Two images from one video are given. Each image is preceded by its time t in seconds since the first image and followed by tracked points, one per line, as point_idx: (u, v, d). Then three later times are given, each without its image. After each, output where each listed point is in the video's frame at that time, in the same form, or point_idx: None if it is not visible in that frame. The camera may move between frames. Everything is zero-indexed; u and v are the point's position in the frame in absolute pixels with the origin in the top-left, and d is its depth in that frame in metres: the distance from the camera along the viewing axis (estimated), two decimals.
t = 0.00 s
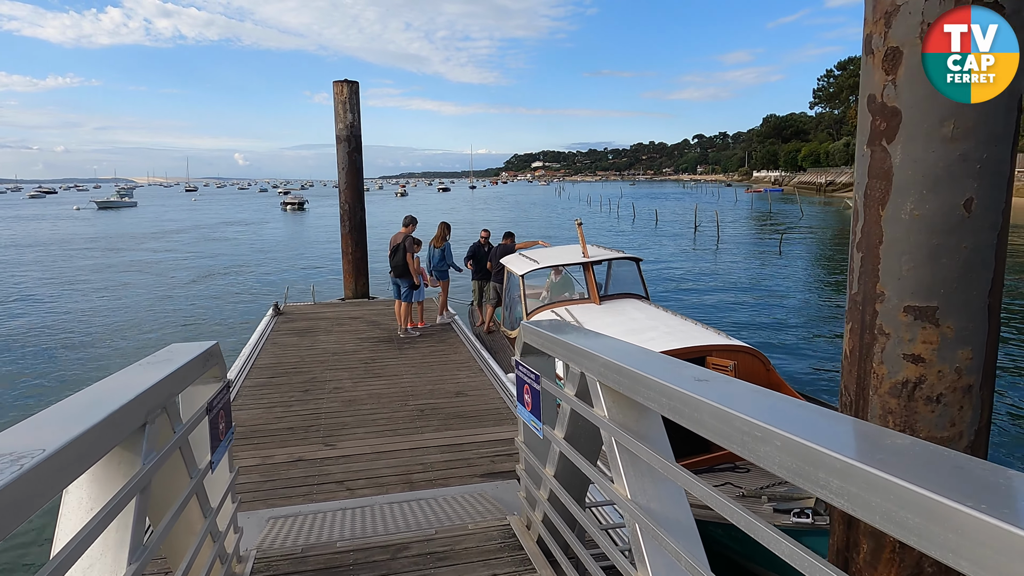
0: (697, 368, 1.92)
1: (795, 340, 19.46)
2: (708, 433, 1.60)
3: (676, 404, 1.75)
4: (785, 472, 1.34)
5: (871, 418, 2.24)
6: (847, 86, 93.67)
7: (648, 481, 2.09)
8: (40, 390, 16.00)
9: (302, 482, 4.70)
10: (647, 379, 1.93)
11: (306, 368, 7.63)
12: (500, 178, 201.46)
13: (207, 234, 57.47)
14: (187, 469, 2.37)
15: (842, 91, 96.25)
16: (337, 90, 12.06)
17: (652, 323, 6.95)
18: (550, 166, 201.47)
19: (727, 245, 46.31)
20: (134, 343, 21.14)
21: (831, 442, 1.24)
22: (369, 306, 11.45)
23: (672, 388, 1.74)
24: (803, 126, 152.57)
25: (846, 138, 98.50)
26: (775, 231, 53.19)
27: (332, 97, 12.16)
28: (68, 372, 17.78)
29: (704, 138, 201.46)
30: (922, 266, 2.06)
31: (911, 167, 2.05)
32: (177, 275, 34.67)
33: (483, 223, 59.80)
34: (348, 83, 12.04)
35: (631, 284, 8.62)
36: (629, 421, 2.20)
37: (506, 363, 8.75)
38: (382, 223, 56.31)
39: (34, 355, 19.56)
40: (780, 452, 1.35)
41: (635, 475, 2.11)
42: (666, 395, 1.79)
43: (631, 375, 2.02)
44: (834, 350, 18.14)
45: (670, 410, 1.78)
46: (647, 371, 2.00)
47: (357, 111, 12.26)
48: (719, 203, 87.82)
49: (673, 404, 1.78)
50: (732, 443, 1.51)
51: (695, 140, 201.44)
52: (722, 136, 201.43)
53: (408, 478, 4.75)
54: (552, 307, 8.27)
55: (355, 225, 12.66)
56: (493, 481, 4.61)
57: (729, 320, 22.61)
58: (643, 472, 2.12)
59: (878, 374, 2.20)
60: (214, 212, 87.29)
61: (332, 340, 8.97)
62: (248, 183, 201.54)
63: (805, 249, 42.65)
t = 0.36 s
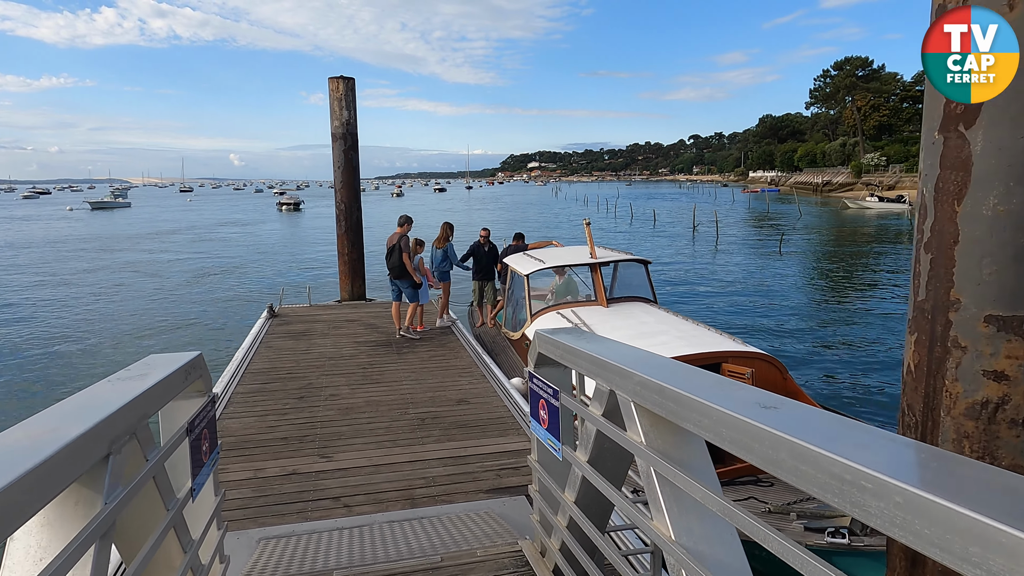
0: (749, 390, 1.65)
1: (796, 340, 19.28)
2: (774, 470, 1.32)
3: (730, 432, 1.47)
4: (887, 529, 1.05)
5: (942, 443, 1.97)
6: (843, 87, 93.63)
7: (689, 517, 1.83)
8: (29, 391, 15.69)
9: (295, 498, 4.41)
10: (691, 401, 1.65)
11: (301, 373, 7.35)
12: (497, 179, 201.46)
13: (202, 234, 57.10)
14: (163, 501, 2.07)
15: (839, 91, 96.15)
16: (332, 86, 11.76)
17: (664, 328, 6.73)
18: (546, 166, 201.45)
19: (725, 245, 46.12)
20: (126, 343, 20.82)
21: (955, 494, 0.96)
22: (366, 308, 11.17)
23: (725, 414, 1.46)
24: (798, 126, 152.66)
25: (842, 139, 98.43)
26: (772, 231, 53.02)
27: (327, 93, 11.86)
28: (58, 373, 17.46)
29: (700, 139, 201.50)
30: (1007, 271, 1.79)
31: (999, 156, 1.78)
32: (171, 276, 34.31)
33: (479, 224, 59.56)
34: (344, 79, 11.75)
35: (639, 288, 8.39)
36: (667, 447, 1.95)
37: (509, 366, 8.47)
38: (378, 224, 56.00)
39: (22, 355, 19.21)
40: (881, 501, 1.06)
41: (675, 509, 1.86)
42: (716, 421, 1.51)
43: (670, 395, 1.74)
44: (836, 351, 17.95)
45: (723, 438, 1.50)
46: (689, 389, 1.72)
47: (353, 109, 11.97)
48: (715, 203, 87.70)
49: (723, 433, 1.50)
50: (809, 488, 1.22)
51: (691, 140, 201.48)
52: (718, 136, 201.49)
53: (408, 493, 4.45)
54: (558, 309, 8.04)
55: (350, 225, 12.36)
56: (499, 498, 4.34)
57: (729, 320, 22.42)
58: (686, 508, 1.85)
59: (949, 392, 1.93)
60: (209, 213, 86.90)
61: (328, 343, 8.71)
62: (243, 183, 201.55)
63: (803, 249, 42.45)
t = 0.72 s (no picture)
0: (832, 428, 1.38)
1: (796, 340, 19.10)
2: (894, 547, 1.06)
3: (825, 487, 1.20)
4: None
5: None
6: (837, 87, 93.75)
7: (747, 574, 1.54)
8: (16, 394, 15.36)
9: (286, 521, 4.11)
10: (756, 441, 1.38)
11: (294, 382, 7.02)
12: (492, 179, 201.42)
13: (196, 235, 56.68)
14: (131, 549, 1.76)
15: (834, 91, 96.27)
16: (327, 84, 11.46)
17: (675, 334, 6.50)
18: (541, 167, 201.44)
19: (721, 246, 45.97)
20: (117, 344, 20.50)
21: None
22: (362, 312, 10.88)
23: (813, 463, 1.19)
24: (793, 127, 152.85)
25: (837, 139, 98.40)
26: (769, 232, 52.86)
27: (322, 91, 11.56)
28: (46, 374, 17.15)
29: (695, 140, 201.60)
30: None
31: None
32: (164, 277, 33.96)
33: (474, 224, 59.33)
34: (339, 77, 11.45)
35: (646, 292, 8.14)
36: (717, 490, 1.66)
37: (510, 372, 8.19)
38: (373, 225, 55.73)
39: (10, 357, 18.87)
40: None
41: (731, 565, 1.56)
42: (800, 469, 1.24)
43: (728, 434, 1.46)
44: (838, 350, 17.77)
45: (814, 494, 1.23)
46: (752, 424, 1.45)
47: (349, 107, 11.68)
48: (711, 203, 87.62)
49: (811, 483, 1.24)
50: (948, 570, 0.96)
51: (686, 141, 201.63)
52: (713, 137, 201.62)
53: (409, 514, 4.16)
54: (563, 314, 7.78)
55: (346, 226, 12.06)
56: (506, 520, 4.04)
57: (728, 321, 22.23)
58: (745, 564, 1.56)
59: None
60: (203, 214, 86.51)
61: (323, 349, 8.43)
62: (238, 185, 201.27)
63: (799, 250, 42.24)
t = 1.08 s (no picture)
0: (933, 458, 1.06)
1: (797, 339, 18.89)
2: None
3: (933, 537, 0.90)
4: None
5: None
6: (833, 87, 93.76)
7: None
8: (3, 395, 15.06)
9: (271, 539, 3.81)
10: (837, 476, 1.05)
11: (284, 385, 6.75)
12: (488, 179, 201.44)
13: (191, 235, 56.33)
14: None
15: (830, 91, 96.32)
16: (320, 78, 11.17)
17: (682, 335, 6.25)
18: (538, 167, 201.44)
19: (718, 245, 45.81)
20: (109, 344, 20.21)
21: None
22: (356, 312, 10.60)
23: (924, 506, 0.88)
24: (789, 126, 153.18)
25: (833, 138, 98.44)
26: (766, 231, 52.70)
27: (315, 86, 11.26)
28: (35, 375, 16.86)
29: (691, 139, 201.62)
30: None
31: None
32: (158, 277, 33.68)
33: (471, 224, 59.06)
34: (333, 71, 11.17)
35: (649, 291, 7.88)
36: (764, 526, 1.30)
37: (509, 374, 7.90)
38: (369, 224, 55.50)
39: None
40: None
41: None
42: (902, 516, 0.93)
43: (789, 458, 1.15)
44: (838, 349, 17.56)
45: (918, 545, 0.93)
46: (818, 448, 1.15)
47: (343, 102, 11.38)
48: (708, 203, 87.51)
49: (907, 530, 0.95)
50: None
51: (682, 141, 201.66)
52: (709, 137, 201.63)
53: (402, 530, 3.87)
54: (564, 313, 7.52)
55: (340, 225, 11.76)
56: (507, 533, 3.76)
57: (727, 319, 22.02)
58: None
59: None
60: (199, 214, 86.20)
61: (315, 350, 8.16)
62: (233, 185, 201.47)
63: (797, 249, 42.11)
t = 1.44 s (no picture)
0: None
1: (799, 339, 18.69)
2: None
3: None
4: None
5: None
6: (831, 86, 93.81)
7: None
8: None
9: (257, 560, 3.56)
10: (955, 540, 0.81)
11: (275, 391, 6.50)
12: (485, 180, 201.41)
13: (187, 236, 56.07)
14: None
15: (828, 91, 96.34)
16: (314, 74, 10.92)
17: (687, 338, 6.00)
18: (535, 167, 201.43)
19: (717, 245, 45.65)
20: (102, 345, 19.96)
21: None
22: (351, 314, 10.35)
23: None
24: (786, 126, 153.20)
25: (830, 138, 98.41)
26: (764, 230, 52.59)
27: (309, 83, 11.01)
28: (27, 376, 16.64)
29: (688, 139, 201.59)
30: None
31: None
32: (153, 277, 33.43)
33: (469, 224, 58.91)
34: (327, 67, 10.90)
35: (653, 292, 7.62)
36: None
37: (509, 379, 7.65)
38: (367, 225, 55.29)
39: None
40: None
41: None
42: None
43: (881, 514, 0.91)
44: (841, 349, 17.35)
45: None
46: (915, 499, 0.91)
47: (337, 99, 11.13)
48: (705, 202, 87.43)
49: None
50: None
51: (679, 141, 201.60)
52: (705, 137, 201.61)
53: (398, 549, 3.63)
54: (565, 316, 7.26)
55: (335, 225, 11.48)
56: (510, 554, 3.53)
57: (728, 319, 21.83)
58: None
59: None
60: (196, 214, 86.04)
61: (309, 354, 7.92)
62: (230, 186, 201.35)
63: (794, 248, 41.93)
